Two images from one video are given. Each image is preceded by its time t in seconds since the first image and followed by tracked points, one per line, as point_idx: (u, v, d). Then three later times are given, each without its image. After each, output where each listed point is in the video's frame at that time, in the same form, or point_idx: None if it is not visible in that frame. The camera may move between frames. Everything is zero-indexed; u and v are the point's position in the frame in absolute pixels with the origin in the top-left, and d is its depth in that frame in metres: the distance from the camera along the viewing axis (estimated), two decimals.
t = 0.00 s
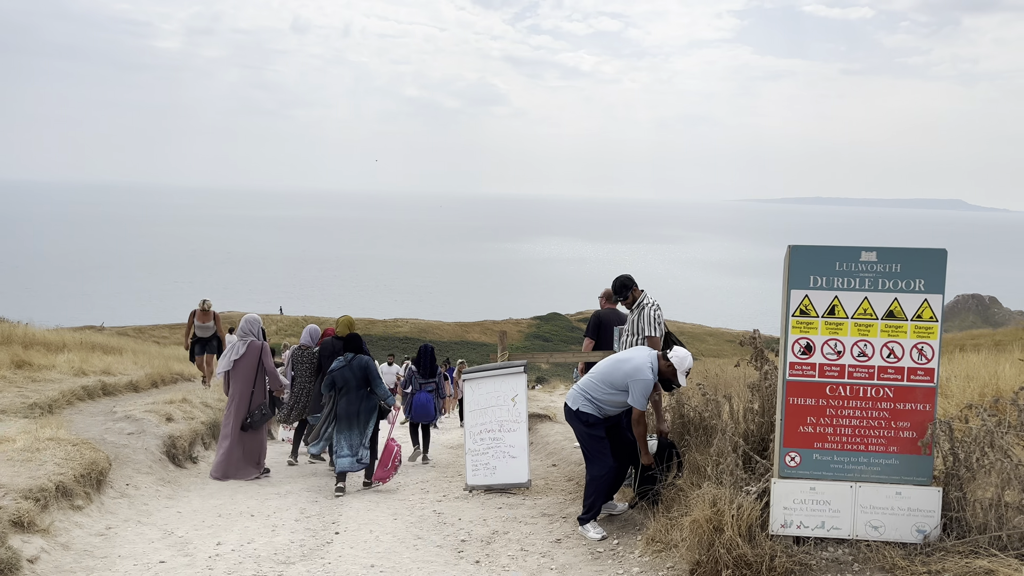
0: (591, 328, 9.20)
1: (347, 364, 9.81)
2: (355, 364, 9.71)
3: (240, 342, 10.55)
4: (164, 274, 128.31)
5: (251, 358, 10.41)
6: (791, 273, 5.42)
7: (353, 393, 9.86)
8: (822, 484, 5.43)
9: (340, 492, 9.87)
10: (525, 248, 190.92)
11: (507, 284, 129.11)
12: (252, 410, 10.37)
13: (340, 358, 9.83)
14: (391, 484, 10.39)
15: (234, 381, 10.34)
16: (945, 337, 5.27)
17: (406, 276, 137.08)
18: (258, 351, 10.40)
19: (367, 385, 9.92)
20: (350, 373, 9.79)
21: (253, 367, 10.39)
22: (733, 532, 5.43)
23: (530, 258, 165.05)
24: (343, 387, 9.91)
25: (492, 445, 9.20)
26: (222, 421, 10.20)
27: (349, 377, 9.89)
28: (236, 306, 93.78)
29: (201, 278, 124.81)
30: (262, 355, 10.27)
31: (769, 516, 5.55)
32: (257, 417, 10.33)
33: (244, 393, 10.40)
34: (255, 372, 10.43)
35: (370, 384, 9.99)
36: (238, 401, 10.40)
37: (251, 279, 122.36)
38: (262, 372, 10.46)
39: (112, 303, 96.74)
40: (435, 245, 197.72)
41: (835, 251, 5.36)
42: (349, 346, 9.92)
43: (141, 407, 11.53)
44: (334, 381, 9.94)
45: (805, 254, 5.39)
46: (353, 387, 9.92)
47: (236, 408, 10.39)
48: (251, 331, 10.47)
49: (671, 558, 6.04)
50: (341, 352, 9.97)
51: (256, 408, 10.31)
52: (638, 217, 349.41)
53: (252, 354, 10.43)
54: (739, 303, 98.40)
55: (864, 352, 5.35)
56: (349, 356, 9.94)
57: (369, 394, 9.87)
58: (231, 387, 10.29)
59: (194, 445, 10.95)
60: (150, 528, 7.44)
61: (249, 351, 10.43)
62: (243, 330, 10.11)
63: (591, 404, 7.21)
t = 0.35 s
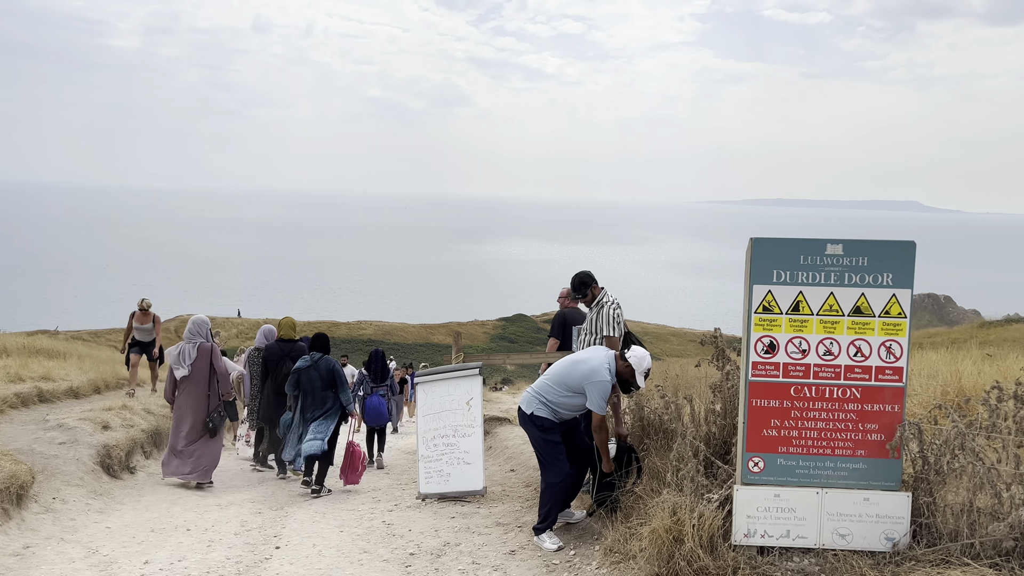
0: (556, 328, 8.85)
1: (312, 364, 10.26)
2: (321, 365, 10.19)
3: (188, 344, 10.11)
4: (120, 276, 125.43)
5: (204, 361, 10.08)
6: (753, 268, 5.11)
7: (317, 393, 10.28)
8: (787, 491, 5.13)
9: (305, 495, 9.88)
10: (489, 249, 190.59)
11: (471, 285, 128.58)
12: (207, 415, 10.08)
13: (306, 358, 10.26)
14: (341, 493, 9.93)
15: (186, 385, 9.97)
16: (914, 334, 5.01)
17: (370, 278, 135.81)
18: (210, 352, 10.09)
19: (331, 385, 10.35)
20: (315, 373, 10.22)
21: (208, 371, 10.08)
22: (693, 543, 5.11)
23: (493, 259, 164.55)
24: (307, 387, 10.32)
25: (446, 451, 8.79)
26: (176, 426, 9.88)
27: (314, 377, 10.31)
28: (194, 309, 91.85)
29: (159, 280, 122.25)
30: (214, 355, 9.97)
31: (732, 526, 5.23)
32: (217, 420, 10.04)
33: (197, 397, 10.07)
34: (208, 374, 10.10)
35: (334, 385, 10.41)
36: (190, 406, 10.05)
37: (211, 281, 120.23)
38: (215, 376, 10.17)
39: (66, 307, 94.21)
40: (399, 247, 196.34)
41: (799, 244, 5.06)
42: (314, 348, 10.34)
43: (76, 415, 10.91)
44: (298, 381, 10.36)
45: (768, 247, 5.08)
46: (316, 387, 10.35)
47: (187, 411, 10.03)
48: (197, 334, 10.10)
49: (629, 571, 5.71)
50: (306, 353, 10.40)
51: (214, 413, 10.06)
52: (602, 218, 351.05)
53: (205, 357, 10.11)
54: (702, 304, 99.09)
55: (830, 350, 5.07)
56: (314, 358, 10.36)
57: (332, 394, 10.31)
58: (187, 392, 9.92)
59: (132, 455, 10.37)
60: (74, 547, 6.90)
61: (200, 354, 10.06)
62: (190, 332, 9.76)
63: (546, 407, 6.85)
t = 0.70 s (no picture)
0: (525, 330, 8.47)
1: (276, 381, 10.19)
2: (284, 381, 10.17)
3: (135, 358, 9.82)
4: (85, 282, 123.03)
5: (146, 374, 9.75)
6: (716, 271, 4.78)
7: (281, 409, 10.26)
8: (754, 511, 4.80)
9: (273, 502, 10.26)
10: (462, 253, 190.04)
11: (443, 290, 128.12)
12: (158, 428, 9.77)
13: (267, 374, 10.25)
14: (292, 510, 9.44)
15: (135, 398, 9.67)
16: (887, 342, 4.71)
17: (341, 283, 134.79)
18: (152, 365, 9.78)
19: (294, 401, 10.34)
20: (279, 389, 10.17)
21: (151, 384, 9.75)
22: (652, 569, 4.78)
23: (465, 263, 164.07)
24: (271, 403, 10.27)
25: (401, 465, 8.36)
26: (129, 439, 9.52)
27: (278, 393, 10.26)
28: (159, 315, 90.21)
29: (124, 285, 120.14)
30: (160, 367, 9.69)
31: (695, 549, 4.89)
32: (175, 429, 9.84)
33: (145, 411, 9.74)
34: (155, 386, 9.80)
35: (297, 400, 10.41)
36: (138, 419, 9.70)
37: (178, 286, 118.38)
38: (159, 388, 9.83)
39: (27, 313, 92.15)
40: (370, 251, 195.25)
41: (764, 246, 4.73)
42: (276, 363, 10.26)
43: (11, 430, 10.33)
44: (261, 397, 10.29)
45: (731, 248, 4.76)
46: (279, 403, 10.30)
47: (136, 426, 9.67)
48: (142, 346, 9.86)
49: None
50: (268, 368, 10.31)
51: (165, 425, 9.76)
52: (574, 223, 351.91)
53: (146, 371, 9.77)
54: (672, 307, 99.53)
55: (798, 360, 4.75)
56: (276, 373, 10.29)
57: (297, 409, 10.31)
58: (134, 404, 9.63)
59: (70, 471, 9.82)
60: None
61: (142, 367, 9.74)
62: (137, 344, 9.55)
63: (501, 420, 6.47)
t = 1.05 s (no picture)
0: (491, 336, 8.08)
1: (243, 384, 9.76)
2: (252, 383, 9.75)
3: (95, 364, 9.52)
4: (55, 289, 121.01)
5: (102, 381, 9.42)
6: (679, 270, 4.41)
7: (248, 413, 9.82)
8: (722, 529, 4.43)
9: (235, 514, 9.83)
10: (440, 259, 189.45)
11: (421, 296, 127.50)
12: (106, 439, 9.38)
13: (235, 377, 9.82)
14: (244, 526, 8.92)
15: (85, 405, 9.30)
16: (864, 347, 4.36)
17: (318, 289, 133.72)
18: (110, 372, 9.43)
19: (262, 405, 9.90)
20: (247, 392, 9.75)
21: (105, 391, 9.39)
22: None
23: (443, 269, 163.46)
24: (238, 407, 9.83)
25: (356, 479, 7.91)
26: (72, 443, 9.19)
27: (245, 396, 9.83)
28: (132, 323, 88.86)
29: (97, 293, 118.28)
30: (119, 373, 9.40)
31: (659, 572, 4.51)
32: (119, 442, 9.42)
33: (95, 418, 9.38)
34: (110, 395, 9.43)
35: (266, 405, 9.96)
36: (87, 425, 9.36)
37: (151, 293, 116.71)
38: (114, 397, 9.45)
39: None
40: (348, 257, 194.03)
41: (733, 242, 4.37)
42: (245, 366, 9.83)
43: None
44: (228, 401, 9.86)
45: (696, 245, 4.39)
46: (246, 407, 9.85)
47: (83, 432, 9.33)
48: (104, 352, 9.52)
49: None
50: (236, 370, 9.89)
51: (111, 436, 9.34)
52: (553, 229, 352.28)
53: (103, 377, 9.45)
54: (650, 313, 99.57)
55: (769, 365, 4.39)
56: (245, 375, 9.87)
57: (264, 414, 9.87)
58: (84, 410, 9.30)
59: (7, 487, 9.28)
60: None
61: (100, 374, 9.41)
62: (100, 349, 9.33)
63: (456, 431, 6.05)
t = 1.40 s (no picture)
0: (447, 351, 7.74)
1: (210, 392, 9.33)
2: (218, 391, 9.32)
3: (54, 376, 9.19)
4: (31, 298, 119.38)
5: (64, 395, 9.13)
6: (634, 272, 4.06)
7: (215, 421, 9.38)
8: (680, 554, 4.06)
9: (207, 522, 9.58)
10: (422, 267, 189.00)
11: (402, 304, 127.12)
12: (70, 453, 9.06)
13: (201, 386, 9.37)
14: (190, 545, 8.45)
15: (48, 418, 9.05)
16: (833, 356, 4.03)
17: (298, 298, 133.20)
18: (73, 384, 9.15)
19: (230, 413, 9.46)
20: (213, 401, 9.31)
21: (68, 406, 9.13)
22: None
23: (424, 278, 162.95)
24: (205, 416, 9.40)
25: (306, 496, 7.49)
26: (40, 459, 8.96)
27: (211, 405, 9.40)
28: (106, 332, 87.49)
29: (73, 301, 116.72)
30: (82, 385, 9.12)
31: None
32: (83, 455, 9.10)
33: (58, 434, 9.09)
34: (74, 408, 9.16)
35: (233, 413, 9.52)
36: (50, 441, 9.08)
37: (128, 302, 115.39)
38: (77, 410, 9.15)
39: None
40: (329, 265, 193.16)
41: (690, 242, 4.02)
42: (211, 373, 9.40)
43: None
44: (194, 410, 9.42)
45: (652, 245, 4.05)
46: (214, 416, 9.42)
47: (48, 447, 9.06)
48: (64, 364, 9.19)
49: None
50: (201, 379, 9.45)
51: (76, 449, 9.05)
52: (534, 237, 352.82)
53: (64, 391, 9.14)
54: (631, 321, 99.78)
55: (731, 375, 4.04)
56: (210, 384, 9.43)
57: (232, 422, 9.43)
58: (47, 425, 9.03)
59: None
60: None
61: (62, 387, 9.11)
62: (61, 360, 9.09)
63: (404, 447, 5.66)
